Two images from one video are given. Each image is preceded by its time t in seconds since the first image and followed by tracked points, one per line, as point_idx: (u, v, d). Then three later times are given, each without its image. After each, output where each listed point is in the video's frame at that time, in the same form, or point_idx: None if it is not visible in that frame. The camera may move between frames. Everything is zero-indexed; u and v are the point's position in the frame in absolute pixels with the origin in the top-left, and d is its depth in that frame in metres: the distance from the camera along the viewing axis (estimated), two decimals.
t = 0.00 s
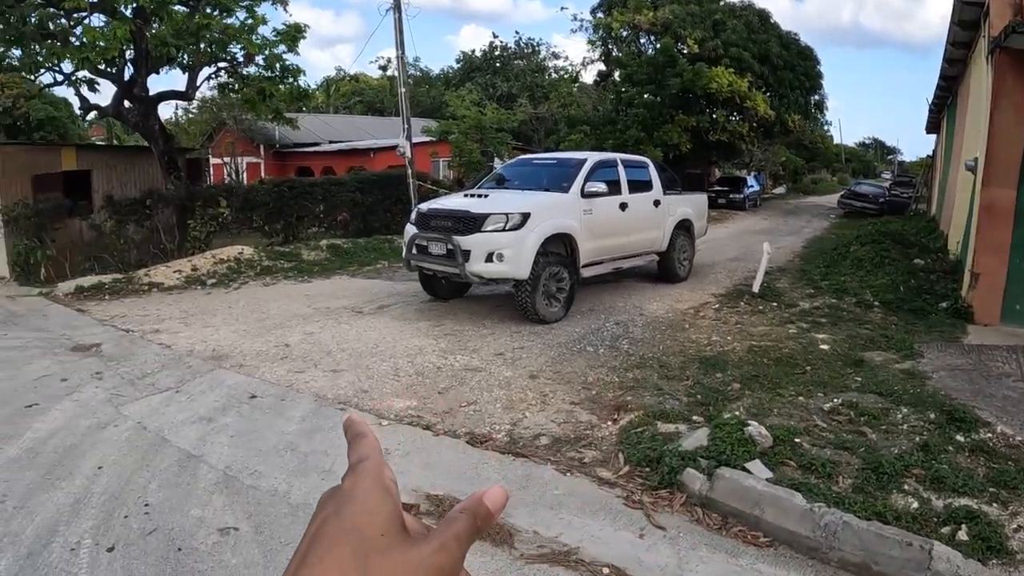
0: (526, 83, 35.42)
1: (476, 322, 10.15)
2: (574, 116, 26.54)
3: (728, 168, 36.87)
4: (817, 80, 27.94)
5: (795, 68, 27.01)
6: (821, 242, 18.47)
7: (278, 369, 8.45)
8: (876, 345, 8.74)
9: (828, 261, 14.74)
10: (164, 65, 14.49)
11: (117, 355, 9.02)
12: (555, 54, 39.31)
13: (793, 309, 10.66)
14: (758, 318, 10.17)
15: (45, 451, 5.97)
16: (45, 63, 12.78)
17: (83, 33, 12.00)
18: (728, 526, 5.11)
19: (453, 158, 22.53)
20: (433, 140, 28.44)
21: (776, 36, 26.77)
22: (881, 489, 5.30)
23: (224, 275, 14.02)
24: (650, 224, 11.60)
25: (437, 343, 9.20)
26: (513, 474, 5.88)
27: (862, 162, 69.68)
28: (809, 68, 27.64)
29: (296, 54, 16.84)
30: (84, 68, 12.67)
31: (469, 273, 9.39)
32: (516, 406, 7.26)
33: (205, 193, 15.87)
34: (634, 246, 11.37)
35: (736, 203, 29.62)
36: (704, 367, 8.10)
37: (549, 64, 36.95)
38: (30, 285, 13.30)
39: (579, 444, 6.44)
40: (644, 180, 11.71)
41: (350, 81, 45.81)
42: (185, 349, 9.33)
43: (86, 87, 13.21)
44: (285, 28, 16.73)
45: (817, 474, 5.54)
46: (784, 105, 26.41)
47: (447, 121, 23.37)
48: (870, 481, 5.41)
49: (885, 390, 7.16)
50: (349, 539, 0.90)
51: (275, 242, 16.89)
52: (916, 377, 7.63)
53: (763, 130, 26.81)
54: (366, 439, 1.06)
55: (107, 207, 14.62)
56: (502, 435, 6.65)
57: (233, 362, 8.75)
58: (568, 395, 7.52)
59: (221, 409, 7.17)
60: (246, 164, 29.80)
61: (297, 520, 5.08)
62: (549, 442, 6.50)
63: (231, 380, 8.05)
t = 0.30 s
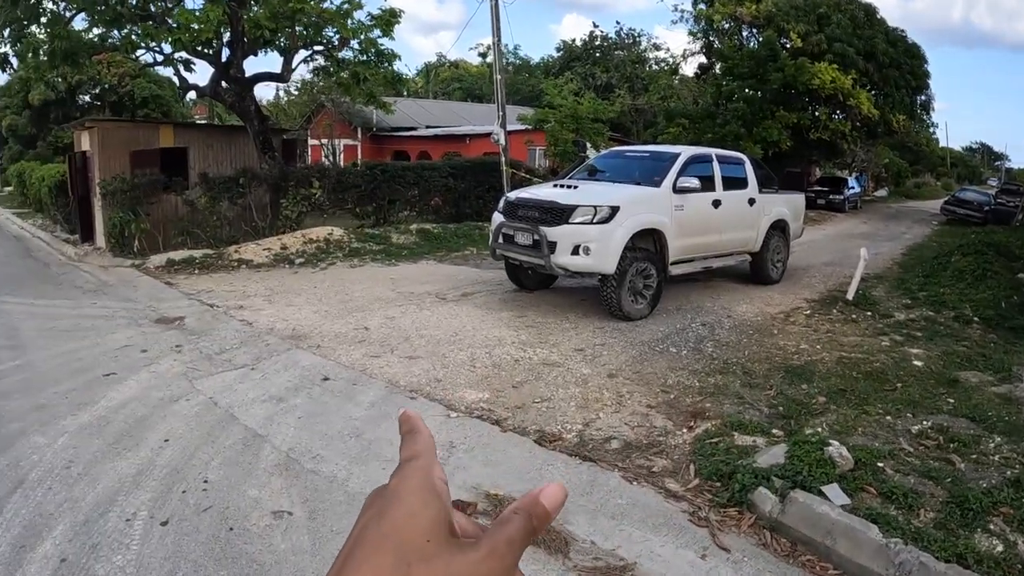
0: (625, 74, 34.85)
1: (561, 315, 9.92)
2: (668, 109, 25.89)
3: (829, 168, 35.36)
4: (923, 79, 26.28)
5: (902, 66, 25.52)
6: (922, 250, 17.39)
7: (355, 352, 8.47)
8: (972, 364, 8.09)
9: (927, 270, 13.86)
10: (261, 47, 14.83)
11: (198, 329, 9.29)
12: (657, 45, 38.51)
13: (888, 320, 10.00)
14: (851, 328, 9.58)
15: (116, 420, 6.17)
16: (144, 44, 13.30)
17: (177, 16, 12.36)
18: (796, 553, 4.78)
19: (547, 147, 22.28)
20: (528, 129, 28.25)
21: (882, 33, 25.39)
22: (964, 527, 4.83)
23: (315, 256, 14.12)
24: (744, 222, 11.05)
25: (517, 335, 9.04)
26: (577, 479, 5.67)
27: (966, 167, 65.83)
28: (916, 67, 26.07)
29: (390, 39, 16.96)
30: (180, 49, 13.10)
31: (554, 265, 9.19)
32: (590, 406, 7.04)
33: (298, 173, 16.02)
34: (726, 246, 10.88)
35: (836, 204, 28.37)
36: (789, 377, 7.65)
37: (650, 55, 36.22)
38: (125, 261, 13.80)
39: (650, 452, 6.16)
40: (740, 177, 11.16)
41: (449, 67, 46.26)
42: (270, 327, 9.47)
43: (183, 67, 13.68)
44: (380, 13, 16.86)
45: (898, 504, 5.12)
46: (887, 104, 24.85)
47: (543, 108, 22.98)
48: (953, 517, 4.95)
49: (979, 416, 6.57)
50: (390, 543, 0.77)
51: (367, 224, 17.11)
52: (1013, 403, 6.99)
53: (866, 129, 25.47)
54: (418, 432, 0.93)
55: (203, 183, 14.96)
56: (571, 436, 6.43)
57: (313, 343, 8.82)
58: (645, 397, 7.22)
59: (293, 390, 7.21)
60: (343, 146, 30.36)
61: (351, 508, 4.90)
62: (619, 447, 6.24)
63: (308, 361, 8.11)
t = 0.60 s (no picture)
0: (669, 72, 34.40)
1: (593, 315, 9.73)
2: (710, 108, 25.45)
3: (873, 171, 34.53)
4: (972, 83, 25.45)
5: (949, 68, 24.76)
6: (966, 257, 16.84)
7: (382, 348, 8.35)
8: (1016, 378, 7.74)
9: (971, 279, 13.37)
10: (301, 42, 14.90)
11: (227, 320, 9.32)
12: (701, 44, 37.94)
13: (929, 329, 9.65)
14: (890, 337, 9.25)
15: (137, 410, 6.19)
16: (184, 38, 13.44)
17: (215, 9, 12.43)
18: None
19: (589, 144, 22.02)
20: (569, 127, 27.95)
21: (929, 34, 24.63)
22: (999, 554, 4.60)
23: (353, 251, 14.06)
24: (783, 224, 10.75)
25: (547, 335, 8.88)
26: (598, 487, 5.51)
27: (1015, 173, 63.62)
28: (963, 70, 25.25)
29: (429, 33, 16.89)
30: (217, 42, 13.20)
31: (588, 264, 9.01)
32: (618, 410, 6.85)
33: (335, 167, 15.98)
34: (764, 249, 10.60)
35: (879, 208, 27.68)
36: (824, 386, 7.38)
37: (694, 54, 35.67)
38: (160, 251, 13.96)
39: (676, 461, 5.96)
40: (780, 179, 10.85)
41: (492, 63, 46.17)
42: (300, 321, 9.40)
43: (222, 60, 13.79)
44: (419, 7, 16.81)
45: (930, 527, 4.89)
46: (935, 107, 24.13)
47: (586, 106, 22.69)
48: (987, 542, 4.71)
49: (1020, 434, 6.27)
50: (388, 528, 0.76)
51: (404, 219, 16.94)
52: None
53: (912, 133, 24.74)
54: (439, 419, 0.92)
55: (240, 175, 14.99)
56: (596, 441, 6.26)
57: (340, 337, 8.72)
58: (674, 403, 7.00)
59: (316, 384, 7.11)
60: (384, 140, 30.33)
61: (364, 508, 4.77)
62: (644, 454, 6.06)
63: (333, 355, 8.01)
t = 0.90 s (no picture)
0: (729, 73, 33.59)
1: (642, 320, 9.34)
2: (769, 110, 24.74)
3: (937, 177, 33.23)
4: None
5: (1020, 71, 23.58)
6: None
7: (426, 349, 7.97)
8: None
9: None
10: (355, 38, 14.90)
11: (272, 315, 9.09)
12: (762, 44, 36.99)
13: (993, 344, 9.11)
14: (952, 351, 8.74)
15: (174, 403, 5.94)
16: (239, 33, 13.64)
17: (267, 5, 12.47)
18: None
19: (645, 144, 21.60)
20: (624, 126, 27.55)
21: (997, 35, 23.49)
22: None
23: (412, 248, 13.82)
24: (842, 230, 10.28)
25: (596, 339, 8.53)
26: (636, 505, 5.26)
27: None
28: None
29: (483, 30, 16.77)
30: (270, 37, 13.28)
31: (640, 268, 8.70)
32: (663, 421, 6.53)
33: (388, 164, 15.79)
34: (822, 256, 10.15)
35: (942, 215, 26.55)
36: (879, 403, 6.98)
37: (755, 54, 34.78)
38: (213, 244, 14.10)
39: (721, 479, 5.65)
40: (840, 184, 10.37)
41: (550, 62, 45.92)
42: (346, 319, 9.02)
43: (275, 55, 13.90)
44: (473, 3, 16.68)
45: (988, 562, 4.53)
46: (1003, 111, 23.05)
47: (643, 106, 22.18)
48: None
49: None
50: (408, 541, 0.77)
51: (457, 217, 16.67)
52: None
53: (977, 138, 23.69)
54: (479, 430, 0.92)
55: (294, 170, 15.07)
56: (639, 453, 5.99)
57: (383, 337, 8.29)
58: (723, 416, 6.66)
59: (355, 385, 6.67)
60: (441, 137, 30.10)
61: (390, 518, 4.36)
62: (687, 470, 5.76)
63: (376, 355, 7.63)
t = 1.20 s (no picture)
0: (804, 71, 32.38)
1: (710, 325, 8.16)
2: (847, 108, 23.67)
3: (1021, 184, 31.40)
4: None
5: None
6: None
7: (486, 349, 7.01)
8: None
9: None
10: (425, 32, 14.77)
11: (333, 308, 8.56)
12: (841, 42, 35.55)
13: None
14: None
15: (229, 400, 5.35)
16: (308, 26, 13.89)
17: None
18: None
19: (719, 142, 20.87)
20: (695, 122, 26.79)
21: None
22: None
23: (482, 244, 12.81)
24: (921, 239, 9.53)
25: (661, 344, 7.32)
26: (695, 527, 4.33)
27: None
28: None
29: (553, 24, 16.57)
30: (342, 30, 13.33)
31: (708, 273, 7.86)
32: (726, 435, 5.49)
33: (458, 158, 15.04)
34: (898, 264, 9.41)
35: None
36: (957, 425, 5.81)
37: (831, 52, 33.45)
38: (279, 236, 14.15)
39: (782, 502, 4.70)
40: (919, 189, 9.58)
41: (623, 59, 45.23)
42: (407, 315, 8.23)
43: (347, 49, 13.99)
44: None
45: None
46: None
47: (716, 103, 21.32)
48: None
49: None
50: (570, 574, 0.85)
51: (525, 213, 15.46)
52: None
53: None
54: (627, 473, 0.99)
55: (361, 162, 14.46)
56: (698, 470, 5.04)
57: (442, 335, 7.43)
58: (788, 431, 5.60)
59: (411, 383, 5.95)
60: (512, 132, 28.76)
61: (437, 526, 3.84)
62: (749, 490, 4.81)
63: (434, 353, 6.79)
